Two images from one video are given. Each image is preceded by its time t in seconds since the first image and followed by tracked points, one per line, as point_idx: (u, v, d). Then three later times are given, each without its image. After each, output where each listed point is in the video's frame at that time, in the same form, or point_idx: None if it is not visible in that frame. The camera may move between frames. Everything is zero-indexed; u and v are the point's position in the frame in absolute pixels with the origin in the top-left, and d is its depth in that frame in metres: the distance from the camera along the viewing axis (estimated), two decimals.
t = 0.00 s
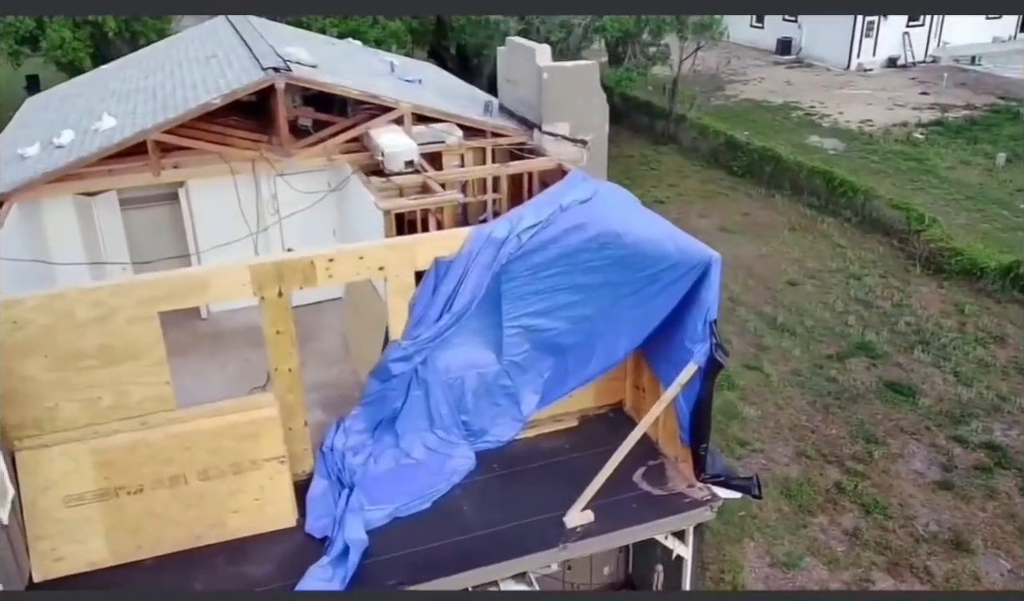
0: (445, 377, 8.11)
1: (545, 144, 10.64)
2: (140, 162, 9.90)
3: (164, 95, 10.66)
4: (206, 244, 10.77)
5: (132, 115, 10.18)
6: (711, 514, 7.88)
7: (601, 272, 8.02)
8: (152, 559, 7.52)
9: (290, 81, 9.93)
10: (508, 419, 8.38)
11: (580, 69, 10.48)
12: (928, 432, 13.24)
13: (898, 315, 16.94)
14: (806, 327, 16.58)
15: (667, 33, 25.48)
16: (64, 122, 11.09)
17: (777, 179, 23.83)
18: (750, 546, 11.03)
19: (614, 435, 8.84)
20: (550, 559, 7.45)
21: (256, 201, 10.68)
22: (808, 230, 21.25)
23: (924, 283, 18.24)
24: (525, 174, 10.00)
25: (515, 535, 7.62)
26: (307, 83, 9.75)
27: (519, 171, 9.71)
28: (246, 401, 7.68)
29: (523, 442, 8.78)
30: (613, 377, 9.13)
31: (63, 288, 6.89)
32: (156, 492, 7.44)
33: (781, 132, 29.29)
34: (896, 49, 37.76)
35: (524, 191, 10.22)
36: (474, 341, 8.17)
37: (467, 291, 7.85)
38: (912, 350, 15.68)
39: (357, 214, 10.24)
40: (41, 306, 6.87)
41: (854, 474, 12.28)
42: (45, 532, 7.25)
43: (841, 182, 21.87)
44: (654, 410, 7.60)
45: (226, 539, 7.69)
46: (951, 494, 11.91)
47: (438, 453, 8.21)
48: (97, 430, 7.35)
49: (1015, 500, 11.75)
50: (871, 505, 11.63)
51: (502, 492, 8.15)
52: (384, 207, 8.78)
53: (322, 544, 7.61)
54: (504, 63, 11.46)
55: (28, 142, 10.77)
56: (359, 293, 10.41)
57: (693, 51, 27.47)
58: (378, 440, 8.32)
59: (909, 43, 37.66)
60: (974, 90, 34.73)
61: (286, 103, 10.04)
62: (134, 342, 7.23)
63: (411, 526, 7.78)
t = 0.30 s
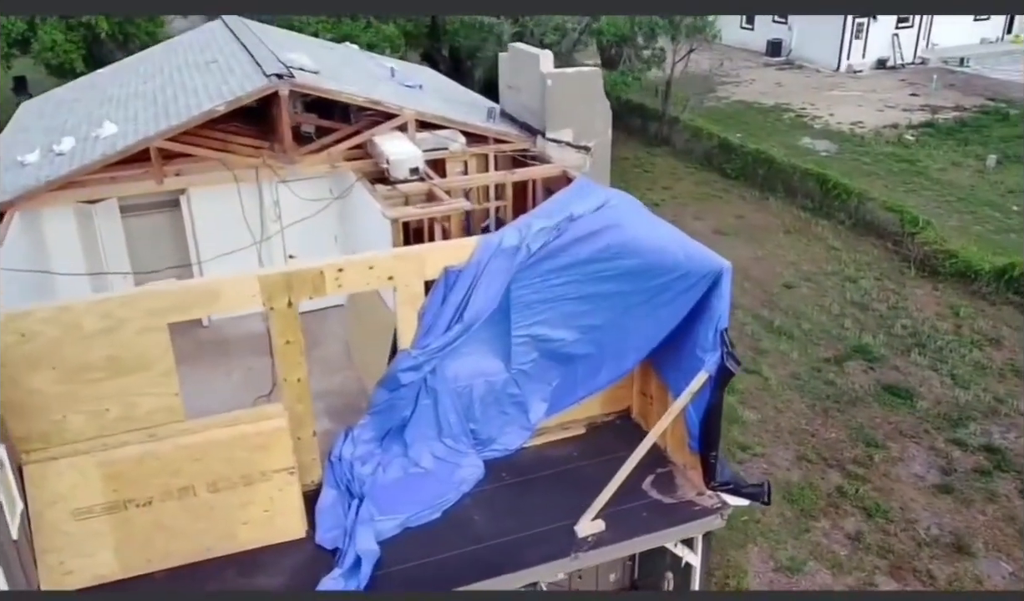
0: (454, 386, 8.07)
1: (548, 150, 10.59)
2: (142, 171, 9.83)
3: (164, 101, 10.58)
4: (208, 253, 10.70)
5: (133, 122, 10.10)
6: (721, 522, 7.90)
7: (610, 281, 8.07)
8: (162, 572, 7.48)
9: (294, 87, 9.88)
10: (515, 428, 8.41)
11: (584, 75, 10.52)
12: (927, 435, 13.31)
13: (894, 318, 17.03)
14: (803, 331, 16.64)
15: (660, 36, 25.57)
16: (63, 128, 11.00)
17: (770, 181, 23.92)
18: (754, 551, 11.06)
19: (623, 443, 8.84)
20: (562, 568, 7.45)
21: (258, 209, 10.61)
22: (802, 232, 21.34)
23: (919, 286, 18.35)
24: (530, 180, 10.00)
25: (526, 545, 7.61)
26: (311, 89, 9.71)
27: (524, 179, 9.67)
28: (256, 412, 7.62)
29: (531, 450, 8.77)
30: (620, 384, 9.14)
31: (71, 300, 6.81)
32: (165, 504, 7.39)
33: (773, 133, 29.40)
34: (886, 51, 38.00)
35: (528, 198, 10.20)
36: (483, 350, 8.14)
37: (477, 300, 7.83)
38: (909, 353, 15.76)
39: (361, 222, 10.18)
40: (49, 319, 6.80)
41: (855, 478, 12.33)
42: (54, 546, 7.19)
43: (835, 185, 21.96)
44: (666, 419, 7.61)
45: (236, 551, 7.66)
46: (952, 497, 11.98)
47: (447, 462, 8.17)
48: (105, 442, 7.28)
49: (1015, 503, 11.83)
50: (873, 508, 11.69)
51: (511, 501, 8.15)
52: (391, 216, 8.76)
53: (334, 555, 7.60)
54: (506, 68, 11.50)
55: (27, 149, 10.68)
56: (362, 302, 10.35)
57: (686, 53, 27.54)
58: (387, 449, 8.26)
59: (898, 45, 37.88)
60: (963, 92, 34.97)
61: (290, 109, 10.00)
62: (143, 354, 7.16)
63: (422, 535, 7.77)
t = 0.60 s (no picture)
0: (468, 397, 8.00)
1: (558, 158, 10.66)
2: (152, 181, 9.84)
3: (173, 110, 10.56)
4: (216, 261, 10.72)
5: (142, 132, 10.09)
6: (734, 533, 7.94)
7: (624, 293, 8.10)
8: (178, 585, 7.48)
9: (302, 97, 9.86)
10: (528, 439, 8.34)
11: (593, 85, 10.48)
12: (932, 441, 13.35)
13: (897, 323, 17.08)
14: (806, 336, 16.67)
15: (660, 40, 25.60)
16: (71, 137, 10.98)
17: (771, 185, 23.95)
18: (763, 559, 11.09)
19: (634, 453, 8.87)
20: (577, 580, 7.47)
21: (267, 218, 10.64)
22: (803, 236, 21.39)
23: (920, 291, 18.40)
24: (540, 190, 10.01)
25: (542, 556, 7.63)
26: (320, 99, 9.70)
27: (534, 188, 9.69)
28: (271, 424, 7.60)
29: (543, 461, 8.76)
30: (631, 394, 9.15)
31: (87, 314, 6.79)
32: (180, 517, 7.38)
33: (772, 137, 29.47)
34: (882, 54, 38.12)
35: (538, 207, 10.23)
36: (496, 360, 8.09)
37: (493, 309, 7.81)
38: (912, 358, 15.80)
39: (370, 230, 10.24)
40: (64, 333, 6.77)
41: (860, 485, 12.37)
42: (69, 560, 7.18)
43: (836, 189, 21.99)
44: (682, 430, 7.61)
45: (252, 564, 7.67)
46: (958, 504, 12.02)
47: (460, 473, 8.09)
48: (120, 455, 7.27)
49: (1021, 509, 11.87)
50: (879, 515, 11.72)
51: (525, 512, 8.15)
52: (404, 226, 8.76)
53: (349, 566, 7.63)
54: (515, 75, 11.48)
55: (35, 158, 10.65)
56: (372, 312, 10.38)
57: (685, 57, 27.57)
58: (400, 460, 8.17)
59: (894, 48, 37.98)
60: (961, 95, 35.06)
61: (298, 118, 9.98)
62: (157, 367, 7.13)
63: (436, 548, 7.78)
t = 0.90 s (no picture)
0: (480, 405, 8.02)
1: (566, 166, 10.60)
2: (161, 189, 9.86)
3: (182, 117, 10.56)
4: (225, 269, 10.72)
5: (152, 140, 10.08)
6: (747, 542, 7.95)
7: (637, 301, 8.13)
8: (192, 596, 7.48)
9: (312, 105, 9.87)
10: (540, 447, 8.43)
11: (602, 92, 10.49)
12: (938, 447, 13.38)
13: (901, 327, 17.10)
14: (810, 340, 16.69)
15: (662, 45, 25.60)
16: (80, 143, 10.97)
17: (773, 189, 23.96)
18: (771, 566, 11.11)
19: (645, 461, 8.89)
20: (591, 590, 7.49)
21: (276, 225, 10.65)
22: (805, 240, 21.42)
23: (924, 295, 18.44)
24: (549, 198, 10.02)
25: (556, 566, 7.64)
26: (330, 107, 9.71)
27: (543, 196, 9.70)
28: (284, 433, 7.60)
29: (554, 469, 8.76)
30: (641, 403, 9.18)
31: (103, 325, 6.79)
32: (194, 528, 7.38)
33: (773, 140, 29.51)
34: (882, 56, 38.18)
35: (547, 215, 10.24)
36: (508, 369, 8.11)
37: (508, 318, 7.79)
38: (916, 363, 15.82)
39: (379, 237, 10.25)
40: (80, 344, 6.76)
41: (867, 490, 12.40)
42: (83, 571, 7.18)
43: (839, 193, 22.01)
44: (695, 439, 7.63)
45: (266, 574, 7.67)
46: (965, 510, 12.04)
47: (472, 481, 8.13)
48: (134, 466, 7.26)
49: None
50: (887, 521, 11.74)
51: (538, 521, 8.16)
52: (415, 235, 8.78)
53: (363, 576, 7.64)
54: (523, 83, 11.54)
55: (44, 165, 10.64)
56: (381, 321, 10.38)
57: (687, 60, 27.59)
58: (411, 469, 8.13)
59: (894, 51, 38.04)
60: (961, 97, 35.09)
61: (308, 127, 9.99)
62: (172, 378, 7.13)
63: (449, 558, 7.79)
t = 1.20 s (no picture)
0: (493, 416, 7.96)
1: (576, 174, 10.69)
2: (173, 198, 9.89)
3: (191, 126, 10.54)
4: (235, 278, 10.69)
5: (162, 149, 10.07)
6: (762, 553, 7.92)
7: (651, 311, 8.14)
8: None
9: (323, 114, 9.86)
10: (552, 456, 8.36)
11: (612, 101, 10.54)
12: (945, 454, 13.38)
13: (905, 333, 17.10)
14: (815, 346, 16.69)
15: (664, 50, 25.55)
16: (89, 152, 10.96)
17: (775, 194, 23.97)
18: (780, 574, 11.13)
19: (657, 471, 8.88)
20: None
21: (286, 233, 10.57)
22: (809, 245, 21.43)
23: (928, 300, 18.45)
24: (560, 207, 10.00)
25: (572, 577, 7.63)
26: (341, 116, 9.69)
27: (554, 206, 9.67)
28: (298, 444, 7.57)
29: (567, 479, 8.76)
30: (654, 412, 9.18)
31: (118, 338, 6.77)
32: (208, 540, 7.36)
33: (774, 144, 29.53)
34: (882, 60, 38.19)
35: (557, 223, 10.24)
36: (521, 379, 8.06)
37: (522, 329, 7.76)
38: (922, 369, 15.83)
39: (389, 247, 10.17)
40: (95, 357, 6.74)
41: (876, 498, 12.40)
42: (98, 583, 7.16)
43: (842, 197, 22.02)
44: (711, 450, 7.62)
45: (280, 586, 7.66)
46: (973, 517, 12.05)
47: (484, 492, 8.10)
48: (149, 478, 7.25)
49: None
50: (896, 529, 11.74)
51: (552, 532, 8.15)
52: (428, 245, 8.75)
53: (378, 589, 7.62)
54: (531, 91, 11.58)
55: (53, 173, 10.62)
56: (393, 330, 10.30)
57: (689, 64, 27.59)
58: (424, 479, 8.07)
59: (894, 54, 38.05)
60: (961, 100, 35.12)
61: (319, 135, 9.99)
62: (187, 390, 7.11)
63: (464, 569, 7.78)
